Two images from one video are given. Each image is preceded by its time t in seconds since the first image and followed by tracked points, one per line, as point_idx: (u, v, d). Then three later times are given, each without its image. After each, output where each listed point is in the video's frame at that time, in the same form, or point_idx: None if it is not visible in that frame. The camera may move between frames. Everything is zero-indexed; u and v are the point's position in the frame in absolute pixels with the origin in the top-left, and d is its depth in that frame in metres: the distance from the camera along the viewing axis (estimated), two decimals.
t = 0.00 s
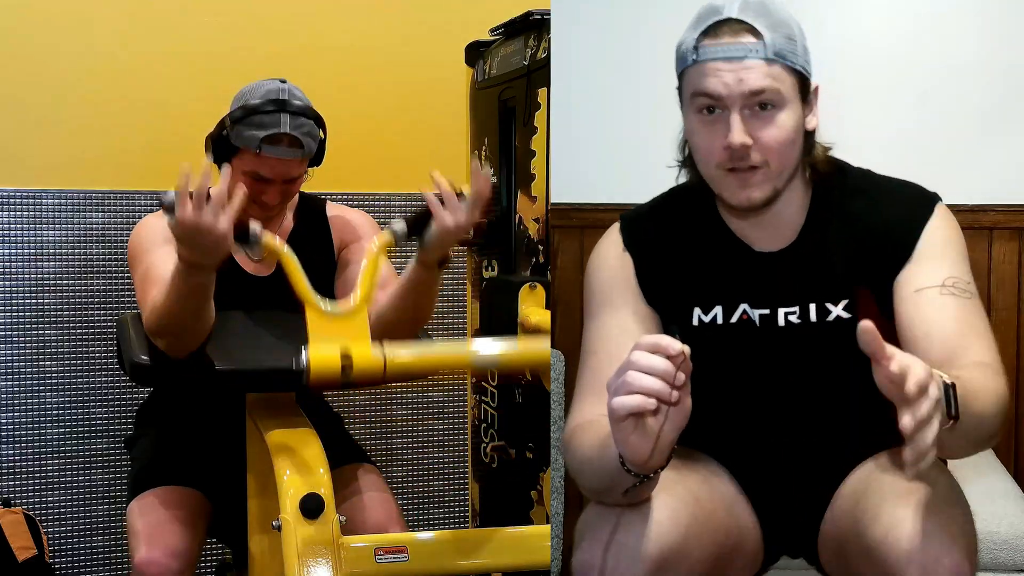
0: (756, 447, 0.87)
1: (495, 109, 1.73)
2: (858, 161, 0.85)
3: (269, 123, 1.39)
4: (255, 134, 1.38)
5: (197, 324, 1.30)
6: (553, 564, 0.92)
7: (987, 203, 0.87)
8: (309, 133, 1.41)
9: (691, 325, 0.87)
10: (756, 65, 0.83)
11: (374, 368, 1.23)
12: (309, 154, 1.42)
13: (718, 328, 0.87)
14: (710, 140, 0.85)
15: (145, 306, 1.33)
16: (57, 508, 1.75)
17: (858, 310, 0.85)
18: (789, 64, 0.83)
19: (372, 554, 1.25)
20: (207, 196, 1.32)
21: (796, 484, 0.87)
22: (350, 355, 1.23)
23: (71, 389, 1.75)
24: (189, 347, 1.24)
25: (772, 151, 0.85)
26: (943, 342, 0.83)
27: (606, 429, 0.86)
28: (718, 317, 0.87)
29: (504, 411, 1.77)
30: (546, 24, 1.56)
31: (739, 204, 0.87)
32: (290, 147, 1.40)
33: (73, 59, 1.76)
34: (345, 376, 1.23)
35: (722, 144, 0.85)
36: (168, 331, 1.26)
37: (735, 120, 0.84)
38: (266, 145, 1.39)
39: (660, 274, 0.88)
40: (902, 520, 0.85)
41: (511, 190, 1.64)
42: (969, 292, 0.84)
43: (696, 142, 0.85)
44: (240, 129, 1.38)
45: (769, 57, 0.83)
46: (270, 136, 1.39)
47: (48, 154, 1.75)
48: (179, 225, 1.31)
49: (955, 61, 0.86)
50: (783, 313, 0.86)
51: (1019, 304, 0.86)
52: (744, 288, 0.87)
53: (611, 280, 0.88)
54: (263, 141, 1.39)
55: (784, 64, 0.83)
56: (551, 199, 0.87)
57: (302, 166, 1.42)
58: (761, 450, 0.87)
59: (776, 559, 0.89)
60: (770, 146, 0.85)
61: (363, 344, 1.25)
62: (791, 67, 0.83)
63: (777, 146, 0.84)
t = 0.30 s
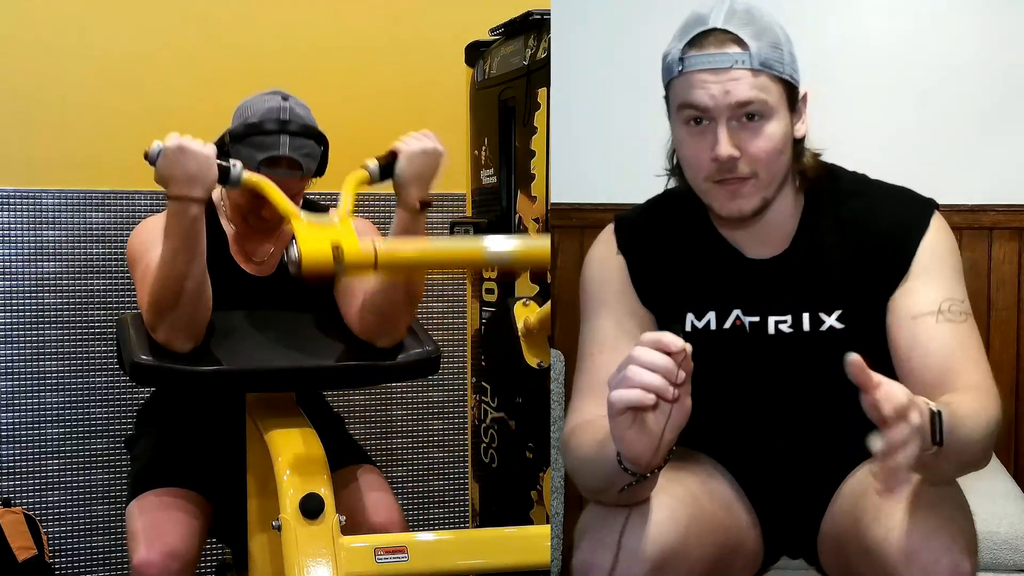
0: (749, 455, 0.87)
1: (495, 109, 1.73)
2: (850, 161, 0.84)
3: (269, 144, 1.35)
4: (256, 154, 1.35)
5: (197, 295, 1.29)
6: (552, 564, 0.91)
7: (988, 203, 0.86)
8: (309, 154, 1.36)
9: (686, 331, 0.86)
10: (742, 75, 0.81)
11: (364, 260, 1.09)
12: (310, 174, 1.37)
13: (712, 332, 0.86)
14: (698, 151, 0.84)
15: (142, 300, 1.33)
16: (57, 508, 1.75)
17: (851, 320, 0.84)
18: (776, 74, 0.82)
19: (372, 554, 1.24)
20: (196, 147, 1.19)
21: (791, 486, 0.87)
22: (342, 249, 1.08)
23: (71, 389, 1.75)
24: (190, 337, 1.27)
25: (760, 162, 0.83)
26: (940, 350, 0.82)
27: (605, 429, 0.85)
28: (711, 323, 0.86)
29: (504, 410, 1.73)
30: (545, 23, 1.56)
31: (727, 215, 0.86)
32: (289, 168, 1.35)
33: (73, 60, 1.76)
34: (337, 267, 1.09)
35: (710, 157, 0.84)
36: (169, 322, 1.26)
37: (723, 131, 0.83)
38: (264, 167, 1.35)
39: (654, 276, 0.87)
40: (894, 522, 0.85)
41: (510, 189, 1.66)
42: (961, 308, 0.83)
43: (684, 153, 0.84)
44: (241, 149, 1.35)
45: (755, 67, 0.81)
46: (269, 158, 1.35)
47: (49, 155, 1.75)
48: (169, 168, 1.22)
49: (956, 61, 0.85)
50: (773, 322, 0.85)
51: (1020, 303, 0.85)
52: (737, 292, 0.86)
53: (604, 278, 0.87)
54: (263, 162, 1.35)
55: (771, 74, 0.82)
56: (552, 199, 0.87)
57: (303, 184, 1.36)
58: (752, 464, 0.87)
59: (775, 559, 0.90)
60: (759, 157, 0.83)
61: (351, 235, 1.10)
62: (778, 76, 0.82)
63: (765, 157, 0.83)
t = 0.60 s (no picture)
0: (737, 456, 0.84)
1: (495, 109, 1.73)
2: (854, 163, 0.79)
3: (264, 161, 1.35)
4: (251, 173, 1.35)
5: (203, 281, 1.34)
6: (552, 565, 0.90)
7: (988, 202, 0.81)
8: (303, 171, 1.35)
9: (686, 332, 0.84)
10: (747, 77, 0.78)
11: (347, 196, 1.03)
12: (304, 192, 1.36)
13: (711, 333, 0.83)
14: (697, 151, 0.81)
15: (144, 300, 1.34)
16: (57, 508, 1.75)
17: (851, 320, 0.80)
18: (781, 77, 0.78)
19: (372, 554, 1.24)
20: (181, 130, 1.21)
21: (791, 488, 0.83)
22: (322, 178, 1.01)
23: (71, 389, 1.75)
24: (198, 323, 1.29)
25: (761, 166, 0.80)
26: (936, 361, 0.79)
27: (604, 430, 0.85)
28: (710, 323, 0.83)
29: (503, 408, 1.72)
30: (545, 23, 1.54)
31: (725, 216, 0.83)
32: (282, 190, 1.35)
33: (73, 60, 1.76)
34: (320, 190, 1.01)
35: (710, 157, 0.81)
36: (177, 312, 1.29)
37: (724, 132, 0.80)
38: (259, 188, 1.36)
39: (652, 273, 0.84)
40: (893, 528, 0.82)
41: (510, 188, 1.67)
42: (956, 314, 0.79)
43: (684, 153, 0.81)
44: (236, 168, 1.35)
45: (761, 70, 0.78)
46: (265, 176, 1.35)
47: (49, 156, 1.75)
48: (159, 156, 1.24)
49: (955, 62, 0.80)
50: (771, 322, 0.81)
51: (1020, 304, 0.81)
52: (736, 290, 0.83)
53: (603, 279, 0.85)
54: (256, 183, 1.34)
55: (776, 78, 0.78)
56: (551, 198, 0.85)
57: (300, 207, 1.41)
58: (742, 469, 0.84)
59: (775, 558, 0.85)
60: (760, 161, 0.80)
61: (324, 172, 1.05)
62: (784, 79, 0.78)
63: (767, 161, 0.80)
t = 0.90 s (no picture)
0: (744, 461, 0.84)
1: (495, 109, 1.73)
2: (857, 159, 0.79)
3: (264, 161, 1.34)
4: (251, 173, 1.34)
5: (204, 273, 1.35)
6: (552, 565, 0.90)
7: (987, 203, 0.81)
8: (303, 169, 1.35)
9: (689, 330, 0.83)
10: (760, 65, 0.78)
11: (339, 177, 1.05)
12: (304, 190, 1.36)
13: (715, 329, 0.82)
14: (709, 140, 0.80)
15: (144, 299, 1.34)
16: (57, 508, 1.74)
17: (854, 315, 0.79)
18: (792, 67, 0.78)
19: (372, 554, 1.24)
20: (173, 133, 1.27)
21: (795, 482, 0.83)
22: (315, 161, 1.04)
23: (71, 389, 1.75)
24: (200, 316, 1.30)
25: (773, 155, 0.79)
26: (938, 359, 0.78)
27: (604, 433, 0.84)
28: (714, 319, 0.82)
29: (503, 409, 1.71)
30: (546, 23, 1.54)
31: (737, 206, 0.82)
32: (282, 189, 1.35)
33: (73, 60, 1.75)
34: (314, 171, 1.03)
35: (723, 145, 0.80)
36: (180, 307, 1.29)
37: (737, 120, 0.79)
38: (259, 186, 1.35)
39: (653, 272, 0.84)
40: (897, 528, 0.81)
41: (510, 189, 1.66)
42: (956, 302, 0.79)
43: (696, 142, 0.81)
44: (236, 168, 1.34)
45: (773, 59, 0.78)
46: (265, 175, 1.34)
47: (49, 155, 1.75)
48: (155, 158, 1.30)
49: (955, 62, 0.80)
50: (777, 314, 0.80)
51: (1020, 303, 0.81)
52: (741, 286, 0.82)
53: (603, 279, 0.85)
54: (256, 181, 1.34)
55: (788, 67, 0.78)
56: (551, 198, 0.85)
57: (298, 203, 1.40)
58: (743, 471, 0.85)
59: (775, 559, 0.86)
60: (772, 150, 0.79)
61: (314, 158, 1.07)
62: (794, 69, 0.78)
63: (778, 150, 0.79)
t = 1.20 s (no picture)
0: (735, 454, 0.84)
1: (495, 109, 1.73)
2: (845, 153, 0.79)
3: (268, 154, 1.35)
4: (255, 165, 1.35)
5: (203, 277, 1.36)
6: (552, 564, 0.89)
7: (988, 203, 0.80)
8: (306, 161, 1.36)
9: (685, 329, 0.83)
10: (733, 59, 0.79)
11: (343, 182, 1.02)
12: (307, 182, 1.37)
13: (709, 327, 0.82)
14: (692, 139, 0.81)
15: (144, 300, 1.34)
16: (57, 508, 1.74)
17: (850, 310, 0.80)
18: (767, 58, 0.79)
19: (372, 554, 1.24)
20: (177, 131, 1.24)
21: (791, 477, 0.83)
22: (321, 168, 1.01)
23: (71, 389, 1.75)
24: (197, 322, 1.30)
25: (757, 148, 0.80)
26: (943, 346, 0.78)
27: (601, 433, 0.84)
28: (708, 317, 0.82)
29: (502, 409, 1.72)
30: (545, 23, 1.54)
31: (727, 201, 0.82)
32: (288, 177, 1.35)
33: (72, 60, 1.75)
34: (317, 177, 1.00)
35: (706, 144, 0.80)
36: (179, 310, 1.30)
37: (717, 117, 0.80)
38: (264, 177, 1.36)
39: (650, 273, 0.84)
40: (897, 526, 0.79)
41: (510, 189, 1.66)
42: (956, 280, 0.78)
43: (679, 143, 0.81)
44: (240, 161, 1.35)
45: (745, 50, 0.79)
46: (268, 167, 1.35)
47: (48, 156, 1.75)
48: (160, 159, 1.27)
49: (955, 61, 0.80)
50: (771, 312, 0.81)
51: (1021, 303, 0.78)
52: (734, 283, 0.82)
53: (605, 277, 0.85)
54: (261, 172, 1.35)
55: (761, 57, 0.79)
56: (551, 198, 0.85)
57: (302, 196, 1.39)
58: (741, 471, 0.84)
59: (775, 559, 0.84)
60: (755, 143, 0.80)
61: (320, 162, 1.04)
62: (769, 59, 0.79)
63: (762, 143, 0.80)
